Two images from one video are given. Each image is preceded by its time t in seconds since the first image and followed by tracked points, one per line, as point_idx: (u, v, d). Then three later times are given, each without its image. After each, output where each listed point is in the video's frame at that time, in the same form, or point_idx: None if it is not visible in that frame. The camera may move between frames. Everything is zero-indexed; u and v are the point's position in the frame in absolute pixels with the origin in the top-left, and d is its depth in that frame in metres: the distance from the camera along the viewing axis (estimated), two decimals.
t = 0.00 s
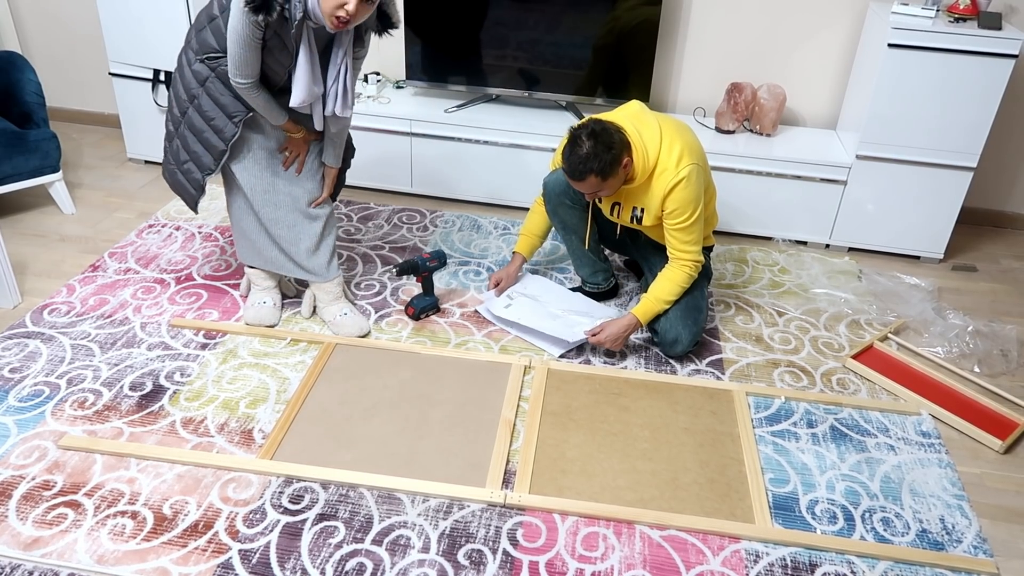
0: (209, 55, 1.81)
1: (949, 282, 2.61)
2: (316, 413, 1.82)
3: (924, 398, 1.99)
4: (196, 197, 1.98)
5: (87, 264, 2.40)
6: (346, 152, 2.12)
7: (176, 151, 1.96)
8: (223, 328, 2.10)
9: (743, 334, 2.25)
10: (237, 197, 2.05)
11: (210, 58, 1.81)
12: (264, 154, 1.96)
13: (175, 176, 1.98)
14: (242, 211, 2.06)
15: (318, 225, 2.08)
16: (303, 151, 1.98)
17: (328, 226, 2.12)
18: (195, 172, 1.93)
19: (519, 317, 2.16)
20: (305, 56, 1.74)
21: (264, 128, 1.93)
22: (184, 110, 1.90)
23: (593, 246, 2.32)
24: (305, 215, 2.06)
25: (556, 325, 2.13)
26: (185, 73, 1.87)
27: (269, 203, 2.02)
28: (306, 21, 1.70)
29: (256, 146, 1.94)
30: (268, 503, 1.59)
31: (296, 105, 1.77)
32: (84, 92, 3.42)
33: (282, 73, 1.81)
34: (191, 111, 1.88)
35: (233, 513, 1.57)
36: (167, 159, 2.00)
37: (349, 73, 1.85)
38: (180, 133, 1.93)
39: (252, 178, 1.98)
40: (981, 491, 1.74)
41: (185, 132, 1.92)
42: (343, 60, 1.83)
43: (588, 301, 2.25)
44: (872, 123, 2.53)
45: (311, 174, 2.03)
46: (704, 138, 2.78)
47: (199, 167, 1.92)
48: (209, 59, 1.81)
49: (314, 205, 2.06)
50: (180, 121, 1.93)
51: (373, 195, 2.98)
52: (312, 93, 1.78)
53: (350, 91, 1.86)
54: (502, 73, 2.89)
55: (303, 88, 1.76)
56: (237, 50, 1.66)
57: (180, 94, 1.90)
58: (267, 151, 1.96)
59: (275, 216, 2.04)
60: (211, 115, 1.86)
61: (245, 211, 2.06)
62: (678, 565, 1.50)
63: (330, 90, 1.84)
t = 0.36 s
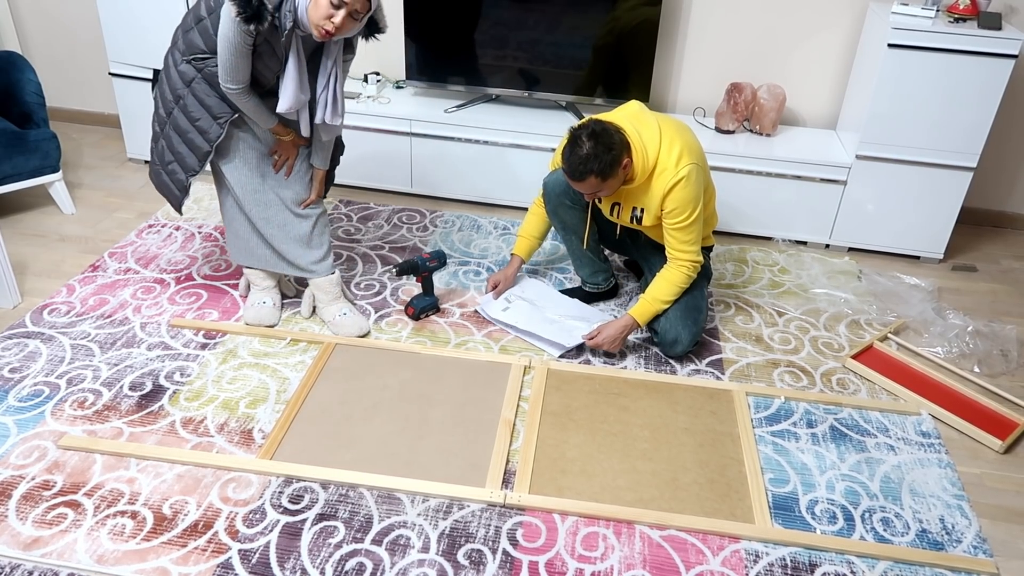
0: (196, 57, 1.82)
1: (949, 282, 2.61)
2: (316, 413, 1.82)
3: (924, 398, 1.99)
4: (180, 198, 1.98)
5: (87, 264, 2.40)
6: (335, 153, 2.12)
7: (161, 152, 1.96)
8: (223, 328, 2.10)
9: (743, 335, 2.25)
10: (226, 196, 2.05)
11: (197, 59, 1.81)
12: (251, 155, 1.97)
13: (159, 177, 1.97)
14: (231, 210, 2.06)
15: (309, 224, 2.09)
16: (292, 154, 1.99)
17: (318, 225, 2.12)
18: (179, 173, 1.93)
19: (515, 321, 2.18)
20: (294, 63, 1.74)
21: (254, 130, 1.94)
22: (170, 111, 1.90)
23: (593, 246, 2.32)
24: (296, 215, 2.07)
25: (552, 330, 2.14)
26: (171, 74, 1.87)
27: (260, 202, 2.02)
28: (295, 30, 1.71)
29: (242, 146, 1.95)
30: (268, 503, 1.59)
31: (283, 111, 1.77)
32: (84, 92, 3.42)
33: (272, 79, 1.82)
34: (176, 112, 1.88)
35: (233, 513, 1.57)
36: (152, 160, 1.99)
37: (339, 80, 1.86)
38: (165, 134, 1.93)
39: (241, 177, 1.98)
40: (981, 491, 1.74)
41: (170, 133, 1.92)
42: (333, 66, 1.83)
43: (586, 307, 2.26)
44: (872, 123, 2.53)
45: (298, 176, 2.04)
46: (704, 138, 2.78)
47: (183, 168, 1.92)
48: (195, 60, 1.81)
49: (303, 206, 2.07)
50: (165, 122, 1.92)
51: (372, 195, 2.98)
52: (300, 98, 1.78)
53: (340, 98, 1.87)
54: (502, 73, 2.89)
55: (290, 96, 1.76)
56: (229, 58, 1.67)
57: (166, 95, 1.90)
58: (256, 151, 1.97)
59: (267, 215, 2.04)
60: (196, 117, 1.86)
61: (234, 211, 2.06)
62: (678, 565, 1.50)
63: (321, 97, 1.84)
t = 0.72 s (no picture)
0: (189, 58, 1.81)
1: (949, 282, 2.61)
2: (315, 414, 1.82)
3: (925, 398, 1.99)
4: (173, 199, 1.98)
5: (87, 264, 2.40)
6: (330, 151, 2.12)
7: (154, 152, 1.96)
8: (223, 328, 2.10)
9: (743, 335, 2.25)
10: (223, 196, 2.05)
11: (190, 61, 1.80)
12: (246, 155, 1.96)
13: (152, 177, 1.98)
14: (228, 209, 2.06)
15: (307, 223, 2.09)
16: (291, 155, 1.99)
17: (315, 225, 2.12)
18: (172, 173, 1.94)
19: (515, 327, 2.18)
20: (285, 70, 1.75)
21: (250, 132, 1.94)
22: (163, 111, 1.90)
23: (593, 247, 2.32)
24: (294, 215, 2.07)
25: (551, 337, 2.14)
26: (164, 75, 1.87)
27: (256, 202, 2.01)
28: (287, 37, 1.70)
29: (236, 147, 1.94)
30: (268, 503, 1.59)
31: (275, 117, 1.78)
32: (84, 92, 3.42)
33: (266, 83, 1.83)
34: (170, 113, 1.88)
35: (233, 513, 1.57)
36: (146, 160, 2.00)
37: (333, 85, 1.87)
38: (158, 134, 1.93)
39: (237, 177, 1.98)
40: (981, 491, 1.74)
41: (163, 133, 1.92)
42: (326, 71, 1.85)
43: (588, 306, 2.27)
44: (871, 124, 2.53)
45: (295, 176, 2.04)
46: (704, 138, 2.78)
47: (176, 169, 1.92)
48: (188, 62, 1.81)
49: (302, 206, 2.07)
50: (158, 122, 1.93)
51: (373, 195, 2.98)
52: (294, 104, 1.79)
53: (335, 102, 1.89)
54: (502, 73, 2.89)
55: (284, 102, 1.77)
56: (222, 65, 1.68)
57: (159, 95, 1.89)
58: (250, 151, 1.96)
59: (264, 215, 2.03)
60: (189, 119, 1.86)
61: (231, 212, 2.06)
62: (678, 565, 1.50)
63: (315, 101, 1.86)
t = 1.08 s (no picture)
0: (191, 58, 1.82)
1: (949, 282, 2.61)
2: (315, 414, 1.82)
3: (924, 398, 1.99)
4: (179, 199, 1.97)
5: (87, 264, 2.40)
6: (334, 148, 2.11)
7: (159, 153, 1.96)
8: (223, 328, 2.10)
9: (743, 335, 2.25)
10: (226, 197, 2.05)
11: (192, 61, 1.81)
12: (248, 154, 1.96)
13: (157, 177, 1.97)
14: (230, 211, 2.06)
15: (310, 223, 2.10)
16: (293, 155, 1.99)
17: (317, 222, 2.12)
18: (178, 174, 1.93)
19: (512, 328, 2.18)
20: (279, 68, 1.74)
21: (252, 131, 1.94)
22: (167, 112, 1.90)
23: (593, 247, 2.32)
24: (297, 215, 2.07)
25: (548, 338, 2.14)
26: (168, 75, 1.87)
27: (257, 201, 2.01)
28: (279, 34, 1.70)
29: (240, 146, 1.94)
30: (268, 503, 1.59)
31: (266, 115, 1.76)
32: (84, 92, 3.42)
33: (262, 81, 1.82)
34: (173, 113, 1.88)
35: (233, 513, 1.57)
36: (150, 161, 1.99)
37: (327, 81, 1.84)
38: (163, 135, 1.93)
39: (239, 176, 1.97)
40: (981, 491, 1.74)
41: (167, 134, 1.92)
42: (320, 69, 1.82)
43: (587, 308, 2.27)
44: (871, 123, 2.53)
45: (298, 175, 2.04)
46: (704, 138, 2.78)
47: (181, 169, 1.92)
48: (191, 62, 1.81)
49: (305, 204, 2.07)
50: (162, 123, 1.93)
51: (373, 194, 2.98)
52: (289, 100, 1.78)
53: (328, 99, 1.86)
54: (502, 73, 2.89)
55: (274, 100, 1.75)
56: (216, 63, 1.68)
57: (163, 96, 1.90)
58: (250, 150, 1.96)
59: (265, 214, 2.04)
60: (192, 119, 1.86)
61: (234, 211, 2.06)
62: (678, 565, 1.50)
63: (309, 96, 1.83)
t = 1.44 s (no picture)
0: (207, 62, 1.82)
1: (949, 282, 2.61)
2: (315, 414, 1.82)
3: (924, 398, 1.99)
4: (198, 205, 1.98)
5: (87, 264, 2.41)
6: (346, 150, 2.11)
7: (178, 159, 1.96)
8: (223, 328, 2.11)
9: (743, 335, 2.25)
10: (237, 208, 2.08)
11: (208, 64, 1.81)
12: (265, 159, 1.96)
13: (177, 183, 1.98)
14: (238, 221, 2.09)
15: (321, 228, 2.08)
16: (306, 157, 1.97)
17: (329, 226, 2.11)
18: (198, 180, 1.93)
19: (512, 328, 2.19)
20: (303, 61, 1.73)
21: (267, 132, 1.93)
22: (184, 118, 1.90)
23: (593, 247, 2.32)
24: (309, 220, 2.06)
25: (547, 338, 2.14)
26: (185, 80, 1.88)
27: (260, 211, 2.02)
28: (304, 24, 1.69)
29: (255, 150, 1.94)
30: (268, 503, 1.59)
31: (288, 108, 1.76)
32: (84, 92, 3.42)
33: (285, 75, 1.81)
34: (191, 118, 1.88)
35: (233, 513, 1.57)
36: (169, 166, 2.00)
37: (350, 72, 1.83)
38: (181, 141, 1.93)
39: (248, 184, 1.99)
40: (981, 491, 1.74)
41: (186, 139, 1.92)
42: (344, 57, 1.80)
43: (586, 309, 2.27)
44: (872, 123, 2.53)
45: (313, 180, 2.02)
46: (704, 138, 2.78)
47: (200, 174, 1.92)
48: (207, 67, 1.81)
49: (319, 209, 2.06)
50: (180, 128, 1.93)
51: (373, 194, 2.98)
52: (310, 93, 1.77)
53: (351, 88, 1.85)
54: (502, 73, 2.89)
55: (295, 94, 1.75)
56: (239, 58, 1.67)
57: (180, 101, 1.90)
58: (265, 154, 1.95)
59: (269, 223, 2.04)
60: (210, 124, 1.85)
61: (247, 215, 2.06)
62: (678, 565, 1.50)
63: (332, 86, 1.81)
